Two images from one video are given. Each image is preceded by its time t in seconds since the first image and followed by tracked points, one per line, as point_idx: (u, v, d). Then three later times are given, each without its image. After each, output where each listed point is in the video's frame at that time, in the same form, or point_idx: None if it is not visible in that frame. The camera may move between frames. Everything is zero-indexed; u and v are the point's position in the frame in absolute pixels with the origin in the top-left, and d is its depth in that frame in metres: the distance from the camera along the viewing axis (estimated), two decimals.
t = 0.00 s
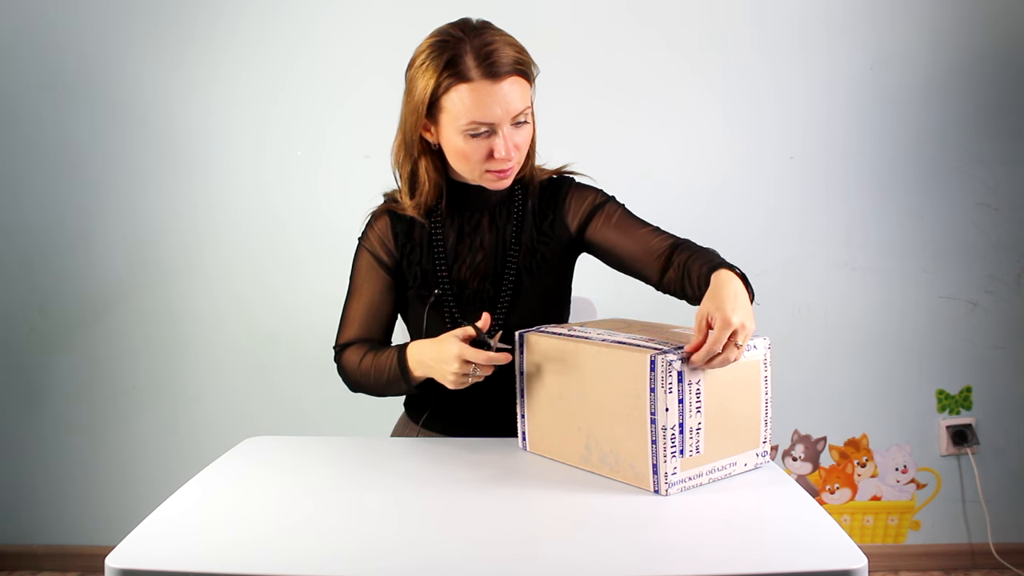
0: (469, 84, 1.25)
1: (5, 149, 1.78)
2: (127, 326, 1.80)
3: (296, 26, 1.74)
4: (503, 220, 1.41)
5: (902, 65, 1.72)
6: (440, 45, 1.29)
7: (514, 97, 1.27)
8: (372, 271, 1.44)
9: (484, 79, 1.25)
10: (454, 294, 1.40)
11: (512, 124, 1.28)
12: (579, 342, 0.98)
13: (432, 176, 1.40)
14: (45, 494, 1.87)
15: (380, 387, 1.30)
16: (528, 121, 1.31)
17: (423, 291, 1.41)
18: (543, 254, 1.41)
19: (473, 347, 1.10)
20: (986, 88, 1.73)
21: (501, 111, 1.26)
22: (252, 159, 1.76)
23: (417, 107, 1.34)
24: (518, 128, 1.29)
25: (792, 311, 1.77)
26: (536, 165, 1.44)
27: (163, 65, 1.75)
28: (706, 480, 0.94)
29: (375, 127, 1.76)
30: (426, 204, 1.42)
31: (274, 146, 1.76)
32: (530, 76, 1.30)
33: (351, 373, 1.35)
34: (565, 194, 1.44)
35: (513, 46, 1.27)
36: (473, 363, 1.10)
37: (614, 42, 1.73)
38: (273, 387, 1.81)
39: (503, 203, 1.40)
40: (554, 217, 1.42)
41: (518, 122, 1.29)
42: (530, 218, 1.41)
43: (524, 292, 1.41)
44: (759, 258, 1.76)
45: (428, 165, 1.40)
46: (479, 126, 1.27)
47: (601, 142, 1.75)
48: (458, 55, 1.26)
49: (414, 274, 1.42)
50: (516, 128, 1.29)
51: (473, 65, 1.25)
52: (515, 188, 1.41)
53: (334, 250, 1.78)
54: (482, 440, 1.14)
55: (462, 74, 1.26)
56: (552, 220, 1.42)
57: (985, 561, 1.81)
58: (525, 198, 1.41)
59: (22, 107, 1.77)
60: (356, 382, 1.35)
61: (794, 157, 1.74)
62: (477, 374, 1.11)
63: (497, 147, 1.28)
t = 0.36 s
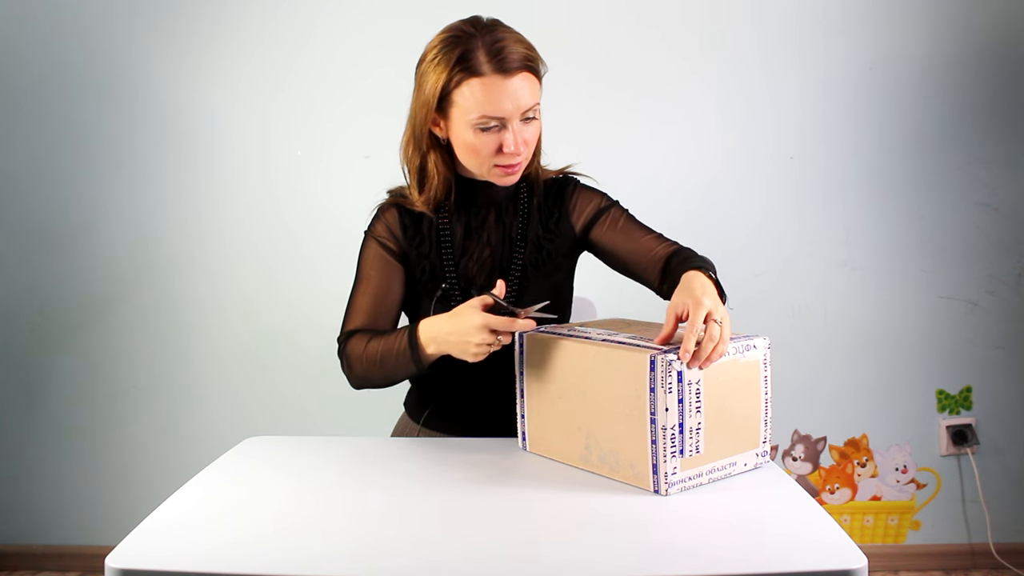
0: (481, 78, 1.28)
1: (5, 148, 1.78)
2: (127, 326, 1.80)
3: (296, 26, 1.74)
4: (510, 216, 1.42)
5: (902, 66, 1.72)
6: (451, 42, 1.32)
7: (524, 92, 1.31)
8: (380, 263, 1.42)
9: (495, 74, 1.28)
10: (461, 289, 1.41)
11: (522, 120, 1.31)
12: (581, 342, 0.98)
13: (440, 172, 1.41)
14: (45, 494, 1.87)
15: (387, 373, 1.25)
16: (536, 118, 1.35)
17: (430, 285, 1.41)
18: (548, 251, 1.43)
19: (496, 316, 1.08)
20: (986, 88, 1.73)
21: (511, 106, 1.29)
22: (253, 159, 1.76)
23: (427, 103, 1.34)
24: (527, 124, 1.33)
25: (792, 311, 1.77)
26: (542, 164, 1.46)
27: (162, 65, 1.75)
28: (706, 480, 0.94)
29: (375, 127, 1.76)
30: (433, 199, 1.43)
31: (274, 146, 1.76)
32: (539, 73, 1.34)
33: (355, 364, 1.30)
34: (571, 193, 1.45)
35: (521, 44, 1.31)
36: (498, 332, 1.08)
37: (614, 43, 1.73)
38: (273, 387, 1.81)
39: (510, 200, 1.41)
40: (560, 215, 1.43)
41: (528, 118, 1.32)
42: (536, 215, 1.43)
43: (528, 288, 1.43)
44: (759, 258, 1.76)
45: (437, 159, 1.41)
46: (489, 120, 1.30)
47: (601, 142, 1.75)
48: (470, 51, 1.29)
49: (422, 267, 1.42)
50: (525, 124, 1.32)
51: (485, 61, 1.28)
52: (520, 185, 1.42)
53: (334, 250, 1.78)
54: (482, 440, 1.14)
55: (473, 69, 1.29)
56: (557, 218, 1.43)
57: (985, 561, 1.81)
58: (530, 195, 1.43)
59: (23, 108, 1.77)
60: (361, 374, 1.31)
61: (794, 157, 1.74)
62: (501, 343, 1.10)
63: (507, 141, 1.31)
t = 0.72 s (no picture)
0: (508, 68, 1.15)
1: (5, 149, 1.78)
2: (127, 326, 1.80)
3: (295, 27, 1.74)
4: (525, 213, 1.31)
5: (901, 66, 1.72)
6: (480, 31, 1.18)
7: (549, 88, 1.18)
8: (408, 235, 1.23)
9: (523, 66, 1.15)
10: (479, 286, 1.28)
11: (543, 116, 1.19)
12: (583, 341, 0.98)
13: (464, 163, 1.27)
14: (45, 494, 1.87)
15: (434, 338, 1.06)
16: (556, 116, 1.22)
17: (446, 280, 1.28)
18: (563, 251, 1.32)
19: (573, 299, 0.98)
20: (986, 88, 1.73)
21: (535, 101, 1.16)
22: (252, 159, 1.76)
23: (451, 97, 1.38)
24: (550, 121, 1.20)
25: (792, 311, 1.77)
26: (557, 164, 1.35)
27: (162, 66, 1.75)
28: (706, 480, 0.94)
29: (375, 127, 1.76)
30: (457, 186, 1.28)
31: (274, 146, 1.76)
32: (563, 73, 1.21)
33: (391, 320, 1.09)
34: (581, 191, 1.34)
35: (550, 41, 1.19)
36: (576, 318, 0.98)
37: (614, 43, 1.73)
38: (274, 387, 1.81)
39: (523, 196, 1.31)
40: (571, 215, 1.33)
41: (549, 115, 1.19)
42: (552, 212, 1.32)
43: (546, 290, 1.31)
44: (758, 258, 1.76)
45: (458, 150, 1.26)
46: (512, 113, 1.17)
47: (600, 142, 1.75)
48: (498, 43, 1.17)
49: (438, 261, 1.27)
50: (546, 121, 1.19)
51: (513, 53, 1.16)
52: (532, 183, 1.32)
53: (335, 250, 1.78)
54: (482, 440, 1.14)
55: (500, 60, 1.16)
56: (570, 218, 1.33)
57: (985, 561, 1.81)
58: (542, 193, 1.32)
59: (23, 108, 1.77)
60: (396, 337, 1.10)
61: (794, 157, 1.74)
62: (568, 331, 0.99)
63: (527, 136, 1.18)
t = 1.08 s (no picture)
0: (530, 67, 1.17)
1: (5, 149, 1.78)
2: (127, 326, 1.80)
3: (295, 27, 1.74)
4: (538, 213, 1.34)
5: (901, 66, 1.72)
6: (505, 30, 1.21)
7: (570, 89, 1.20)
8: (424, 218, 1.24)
9: (545, 65, 1.17)
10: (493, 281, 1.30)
11: (562, 116, 1.20)
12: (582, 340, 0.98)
13: (482, 160, 1.29)
14: (45, 495, 1.87)
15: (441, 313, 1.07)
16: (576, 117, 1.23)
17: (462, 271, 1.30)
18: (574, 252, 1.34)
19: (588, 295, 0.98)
20: (986, 87, 1.73)
21: (554, 100, 1.17)
22: (252, 159, 1.76)
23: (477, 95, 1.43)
24: (568, 122, 1.21)
25: (792, 311, 1.77)
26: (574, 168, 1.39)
27: (162, 66, 1.75)
28: (706, 480, 0.94)
29: (374, 127, 1.76)
30: (475, 181, 1.30)
31: (273, 146, 1.76)
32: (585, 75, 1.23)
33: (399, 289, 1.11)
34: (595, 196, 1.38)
35: (573, 43, 1.20)
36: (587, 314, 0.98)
37: (614, 43, 1.73)
38: (273, 387, 1.81)
39: (537, 198, 1.34)
40: (584, 218, 1.36)
41: (569, 116, 1.20)
42: (565, 214, 1.35)
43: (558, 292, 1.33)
44: (758, 258, 1.76)
45: (477, 146, 1.29)
46: (530, 111, 1.18)
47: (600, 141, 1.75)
48: (521, 41, 1.19)
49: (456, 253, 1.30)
50: (565, 121, 1.21)
51: (535, 53, 1.18)
52: (547, 186, 1.36)
53: (334, 250, 1.78)
54: (482, 441, 1.13)
55: (522, 58, 1.18)
56: (582, 220, 1.36)
57: (986, 561, 1.81)
58: (556, 196, 1.36)
59: (23, 108, 1.77)
60: (402, 309, 1.11)
61: (794, 157, 1.74)
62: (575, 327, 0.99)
63: (545, 135, 1.20)
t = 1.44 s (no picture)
0: (541, 68, 1.17)
1: (5, 149, 1.78)
2: (127, 325, 1.80)
3: (295, 27, 1.74)
4: (547, 214, 1.34)
5: (901, 66, 1.72)
6: (518, 30, 1.21)
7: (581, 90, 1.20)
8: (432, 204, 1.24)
9: (556, 66, 1.17)
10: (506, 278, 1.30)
11: (574, 118, 1.20)
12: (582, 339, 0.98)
13: (494, 159, 1.29)
14: (46, 495, 1.86)
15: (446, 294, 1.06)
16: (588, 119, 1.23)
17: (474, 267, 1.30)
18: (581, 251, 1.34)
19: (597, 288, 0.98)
20: (986, 87, 1.73)
21: (566, 102, 1.17)
22: (252, 159, 1.76)
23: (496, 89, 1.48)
24: (579, 123, 1.21)
25: (792, 311, 1.77)
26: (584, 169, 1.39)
27: (162, 65, 1.75)
28: (706, 481, 0.94)
29: (374, 127, 1.76)
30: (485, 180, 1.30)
31: (274, 146, 1.76)
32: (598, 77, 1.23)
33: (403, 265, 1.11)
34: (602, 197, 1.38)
35: (586, 44, 1.20)
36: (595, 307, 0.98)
37: (614, 43, 1.73)
38: (273, 387, 1.81)
39: (545, 200, 1.34)
40: (592, 217, 1.37)
41: (580, 118, 1.20)
42: (573, 214, 1.36)
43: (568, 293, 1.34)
44: (758, 259, 1.76)
45: (488, 147, 1.28)
46: (541, 113, 1.19)
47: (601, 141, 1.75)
48: (534, 42, 1.18)
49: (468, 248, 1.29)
50: (576, 123, 1.21)
51: (547, 54, 1.18)
52: (555, 187, 1.36)
53: (334, 250, 1.78)
54: (482, 441, 1.13)
55: (534, 59, 1.18)
56: (590, 220, 1.37)
57: (985, 561, 1.81)
58: (565, 196, 1.36)
59: (22, 108, 1.77)
60: (403, 287, 1.11)
61: (794, 157, 1.74)
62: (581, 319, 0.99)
63: (555, 137, 1.20)
